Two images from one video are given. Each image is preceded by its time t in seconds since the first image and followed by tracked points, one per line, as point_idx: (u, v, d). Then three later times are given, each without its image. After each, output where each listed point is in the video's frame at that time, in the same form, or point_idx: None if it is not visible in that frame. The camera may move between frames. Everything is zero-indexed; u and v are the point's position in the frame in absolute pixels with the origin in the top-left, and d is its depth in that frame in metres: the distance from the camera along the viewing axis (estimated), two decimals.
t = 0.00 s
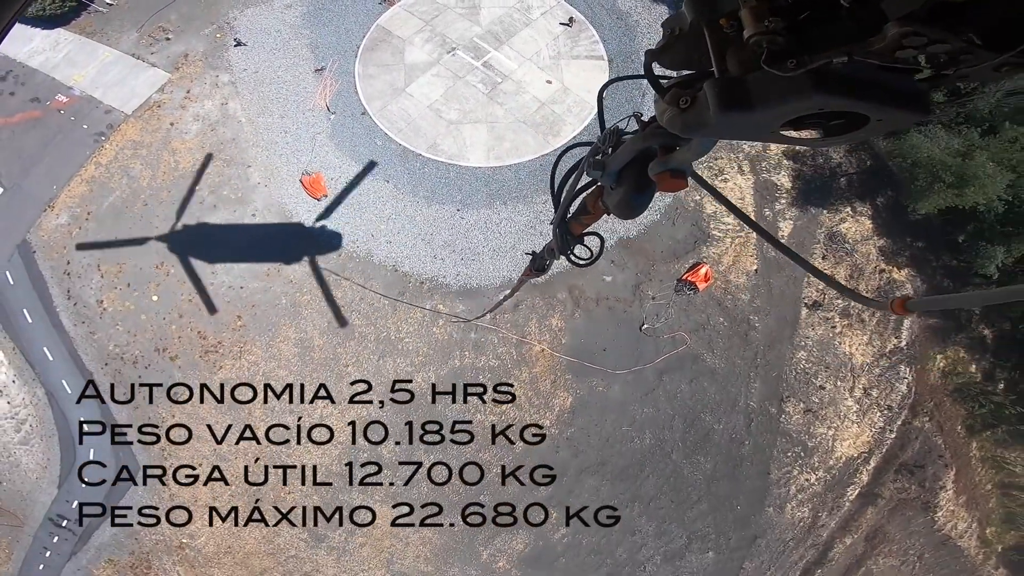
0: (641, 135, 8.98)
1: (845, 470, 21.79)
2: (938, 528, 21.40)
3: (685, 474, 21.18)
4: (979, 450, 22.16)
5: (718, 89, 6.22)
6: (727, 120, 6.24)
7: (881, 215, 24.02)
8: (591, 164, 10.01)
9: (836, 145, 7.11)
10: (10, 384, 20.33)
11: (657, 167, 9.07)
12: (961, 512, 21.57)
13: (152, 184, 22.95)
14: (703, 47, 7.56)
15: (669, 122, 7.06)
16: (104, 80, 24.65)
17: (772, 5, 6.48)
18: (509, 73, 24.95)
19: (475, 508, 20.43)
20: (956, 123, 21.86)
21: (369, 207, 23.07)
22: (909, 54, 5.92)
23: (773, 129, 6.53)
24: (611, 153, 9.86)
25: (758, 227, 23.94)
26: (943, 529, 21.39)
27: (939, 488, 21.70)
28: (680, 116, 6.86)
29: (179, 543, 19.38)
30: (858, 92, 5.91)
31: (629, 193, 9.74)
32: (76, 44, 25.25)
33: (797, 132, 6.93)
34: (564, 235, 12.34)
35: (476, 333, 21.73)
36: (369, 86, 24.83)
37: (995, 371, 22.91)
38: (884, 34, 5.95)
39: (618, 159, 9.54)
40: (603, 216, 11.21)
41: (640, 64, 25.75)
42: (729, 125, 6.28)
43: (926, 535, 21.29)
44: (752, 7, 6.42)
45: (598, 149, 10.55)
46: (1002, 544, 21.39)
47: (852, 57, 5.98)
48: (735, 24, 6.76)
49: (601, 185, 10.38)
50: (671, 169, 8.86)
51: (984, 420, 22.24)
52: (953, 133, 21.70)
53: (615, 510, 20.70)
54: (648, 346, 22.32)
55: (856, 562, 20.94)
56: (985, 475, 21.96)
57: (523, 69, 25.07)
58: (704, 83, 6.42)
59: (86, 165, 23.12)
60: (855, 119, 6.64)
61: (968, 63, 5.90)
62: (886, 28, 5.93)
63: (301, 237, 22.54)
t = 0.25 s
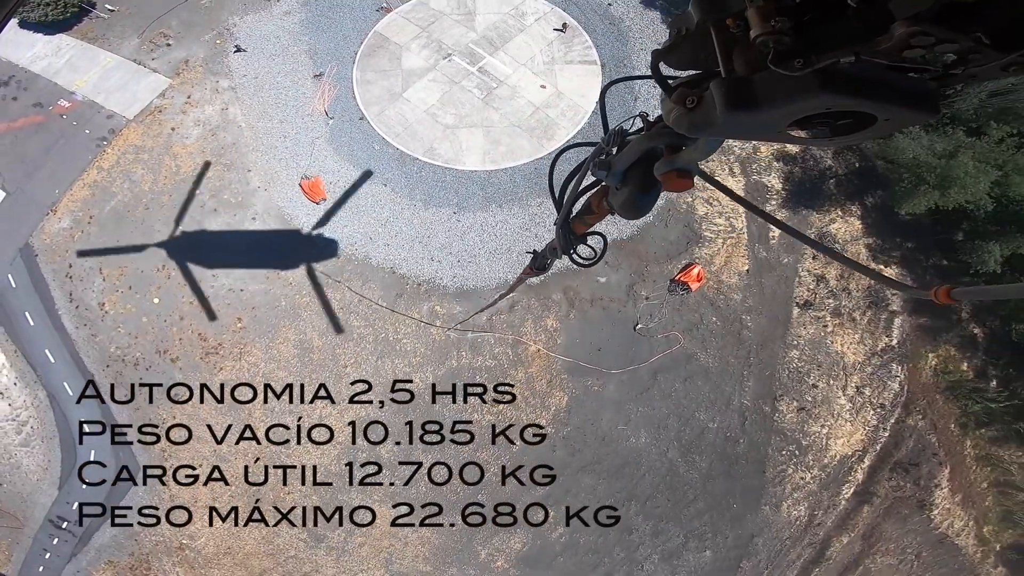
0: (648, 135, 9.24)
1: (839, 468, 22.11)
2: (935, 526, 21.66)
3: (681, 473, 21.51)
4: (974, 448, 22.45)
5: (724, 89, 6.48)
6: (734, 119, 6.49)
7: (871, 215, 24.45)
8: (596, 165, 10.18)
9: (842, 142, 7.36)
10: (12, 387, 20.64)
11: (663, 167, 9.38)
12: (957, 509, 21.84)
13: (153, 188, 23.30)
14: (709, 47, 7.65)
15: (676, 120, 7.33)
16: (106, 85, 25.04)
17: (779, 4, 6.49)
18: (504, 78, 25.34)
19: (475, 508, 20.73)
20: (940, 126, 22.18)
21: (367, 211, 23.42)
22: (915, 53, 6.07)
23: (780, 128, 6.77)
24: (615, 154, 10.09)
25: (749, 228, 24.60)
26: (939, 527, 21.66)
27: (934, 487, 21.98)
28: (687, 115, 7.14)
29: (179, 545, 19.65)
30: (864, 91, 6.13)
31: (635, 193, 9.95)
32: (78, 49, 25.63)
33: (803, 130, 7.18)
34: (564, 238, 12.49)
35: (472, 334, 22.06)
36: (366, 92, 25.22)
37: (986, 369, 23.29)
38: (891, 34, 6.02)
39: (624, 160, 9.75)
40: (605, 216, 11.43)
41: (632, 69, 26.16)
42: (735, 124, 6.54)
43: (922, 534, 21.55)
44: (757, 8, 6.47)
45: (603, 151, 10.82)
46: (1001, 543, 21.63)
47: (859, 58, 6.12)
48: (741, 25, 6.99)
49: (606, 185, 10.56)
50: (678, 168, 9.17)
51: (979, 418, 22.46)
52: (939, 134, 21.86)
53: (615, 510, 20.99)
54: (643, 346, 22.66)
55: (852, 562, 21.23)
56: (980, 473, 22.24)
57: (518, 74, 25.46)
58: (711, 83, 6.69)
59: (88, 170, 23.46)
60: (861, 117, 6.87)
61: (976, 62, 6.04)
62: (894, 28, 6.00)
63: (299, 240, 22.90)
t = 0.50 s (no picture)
0: (638, 135, 8.98)
1: (836, 467, 22.36)
2: (935, 525, 21.94)
3: (678, 471, 21.77)
4: (972, 446, 22.71)
5: (717, 86, 6.02)
6: (727, 118, 6.06)
7: (861, 215, 24.81)
8: (589, 164, 10.19)
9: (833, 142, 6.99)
10: (14, 390, 20.93)
11: (653, 167, 9.03)
12: (956, 508, 22.09)
13: (155, 194, 23.65)
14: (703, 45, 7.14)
15: (666, 120, 6.80)
16: (107, 91, 25.41)
17: None
18: (499, 83, 25.69)
19: (475, 508, 21.01)
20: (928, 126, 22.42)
21: (365, 215, 23.73)
22: (912, 51, 5.70)
23: (773, 127, 6.34)
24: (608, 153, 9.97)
25: (742, 228, 24.91)
26: (938, 525, 21.94)
27: (932, 485, 22.24)
28: (677, 114, 6.60)
29: (181, 547, 19.90)
30: (859, 89, 5.77)
31: (626, 193, 9.86)
32: (80, 56, 26.01)
33: (794, 129, 6.81)
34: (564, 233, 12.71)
35: (469, 335, 22.35)
36: (364, 97, 25.57)
37: (980, 367, 23.68)
38: (888, 30, 5.56)
39: (615, 159, 9.63)
40: (597, 216, 11.59)
41: (625, 73, 26.49)
42: (727, 123, 6.12)
43: (923, 533, 21.83)
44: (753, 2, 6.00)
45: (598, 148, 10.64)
46: (1001, 542, 21.85)
47: (855, 55, 5.76)
48: (734, 22, 6.57)
49: (599, 183, 10.48)
50: (668, 168, 8.80)
51: (975, 417, 22.84)
52: (926, 134, 22.11)
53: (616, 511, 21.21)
54: (639, 346, 22.94)
55: (852, 561, 21.48)
56: (979, 471, 22.48)
57: (513, 79, 25.81)
58: (702, 80, 6.23)
59: (91, 175, 23.81)
60: (855, 117, 6.51)
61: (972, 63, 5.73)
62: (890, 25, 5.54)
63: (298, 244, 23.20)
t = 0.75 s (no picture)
0: (639, 129, 9.17)
1: (833, 464, 22.59)
2: (934, 522, 22.10)
3: (675, 470, 22.02)
4: (969, 443, 22.98)
5: (719, 84, 6.27)
6: (728, 116, 6.32)
7: (850, 214, 25.11)
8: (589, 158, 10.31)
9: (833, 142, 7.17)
10: (17, 395, 21.22)
11: (653, 161, 9.17)
12: (956, 505, 22.28)
13: (155, 200, 23.99)
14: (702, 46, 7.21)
15: (669, 116, 7.06)
16: (107, 99, 25.82)
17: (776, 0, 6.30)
18: (492, 89, 26.06)
19: (475, 507, 21.24)
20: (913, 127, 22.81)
21: (363, 221, 24.06)
22: (912, 52, 5.87)
23: (773, 125, 6.61)
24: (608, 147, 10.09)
25: (733, 228, 25.27)
26: (938, 522, 22.11)
27: (931, 483, 22.45)
28: (679, 110, 6.87)
29: (183, 549, 20.14)
30: (855, 88, 6.01)
31: (625, 187, 9.96)
32: (80, 65, 26.44)
33: (793, 127, 7.05)
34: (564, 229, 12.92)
35: (466, 336, 22.66)
36: (359, 104, 25.94)
37: (972, 363, 24.08)
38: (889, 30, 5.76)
39: (615, 154, 9.76)
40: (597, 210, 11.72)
41: (616, 77, 26.85)
42: (727, 119, 6.36)
43: (922, 530, 21.99)
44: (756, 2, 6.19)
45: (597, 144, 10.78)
46: (1003, 539, 21.99)
47: (855, 55, 5.97)
48: (737, 20, 6.68)
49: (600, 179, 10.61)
50: (668, 162, 8.94)
51: (970, 413, 23.08)
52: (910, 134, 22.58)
53: (615, 510, 21.42)
54: (633, 345, 23.24)
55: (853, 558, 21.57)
56: (976, 468, 22.69)
57: (506, 84, 26.19)
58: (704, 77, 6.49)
59: (91, 182, 24.15)
60: (853, 116, 6.72)
61: (973, 63, 5.91)
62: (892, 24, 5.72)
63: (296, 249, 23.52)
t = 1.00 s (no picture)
0: (648, 135, 9.37)
1: (828, 461, 22.87)
2: (932, 518, 22.37)
3: (672, 468, 22.27)
4: (964, 439, 23.28)
5: (726, 90, 6.19)
6: (735, 121, 6.20)
7: (838, 213, 25.44)
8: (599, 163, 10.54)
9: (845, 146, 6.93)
10: (16, 400, 21.41)
11: (663, 166, 9.42)
12: (954, 502, 22.57)
13: (152, 206, 24.26)
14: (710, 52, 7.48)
15: (677, 122, 7.00)
16: (104, 105, 26.13)
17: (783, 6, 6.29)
18: (485, 93, 26.39)
19: (476, 508, 21.46)
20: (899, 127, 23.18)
21: (359, 225, 24.33)
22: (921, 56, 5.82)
23: (782, 131, 6.46)
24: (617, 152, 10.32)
25: (724, 228, 25.59)
26: (937, 519, 22.36)
27: (927, 479, 22.77)
28: (687, 116, 6.81)
29: (182, 553, 20.32)
30: (865, 93, 5.84)
31: (633, 192, 10.21)
32: (77, 72, 26.77)
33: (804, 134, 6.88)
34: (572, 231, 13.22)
35: (461, 338, 22.92)
36: (354, 109, 26.24)
37: (964, 359, 24.42)
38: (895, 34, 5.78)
39: (624, 159, 9.99)
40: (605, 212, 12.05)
41: (607, 80, 27.20)
42: (735, 126, 6.24)
43: (920, 526, 22.26)
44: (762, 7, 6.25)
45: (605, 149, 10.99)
46: (1002, 535, 22.25)
47: (863, 60, 5.84)
48: (745, 26, 6.95)
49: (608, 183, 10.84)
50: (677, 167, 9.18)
51: (964, 408, 23.34)
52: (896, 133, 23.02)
53: (616, 510, 21.66)
54: (626, 344, 23.53)
55: (852, 554, 21.87)
56: (973, 464, 22.98)
57: (498, 88, 26.51)
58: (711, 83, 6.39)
59: (89, 188, 24.44)
60: (865, 121, 6.51)
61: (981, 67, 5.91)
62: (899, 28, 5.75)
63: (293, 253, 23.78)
